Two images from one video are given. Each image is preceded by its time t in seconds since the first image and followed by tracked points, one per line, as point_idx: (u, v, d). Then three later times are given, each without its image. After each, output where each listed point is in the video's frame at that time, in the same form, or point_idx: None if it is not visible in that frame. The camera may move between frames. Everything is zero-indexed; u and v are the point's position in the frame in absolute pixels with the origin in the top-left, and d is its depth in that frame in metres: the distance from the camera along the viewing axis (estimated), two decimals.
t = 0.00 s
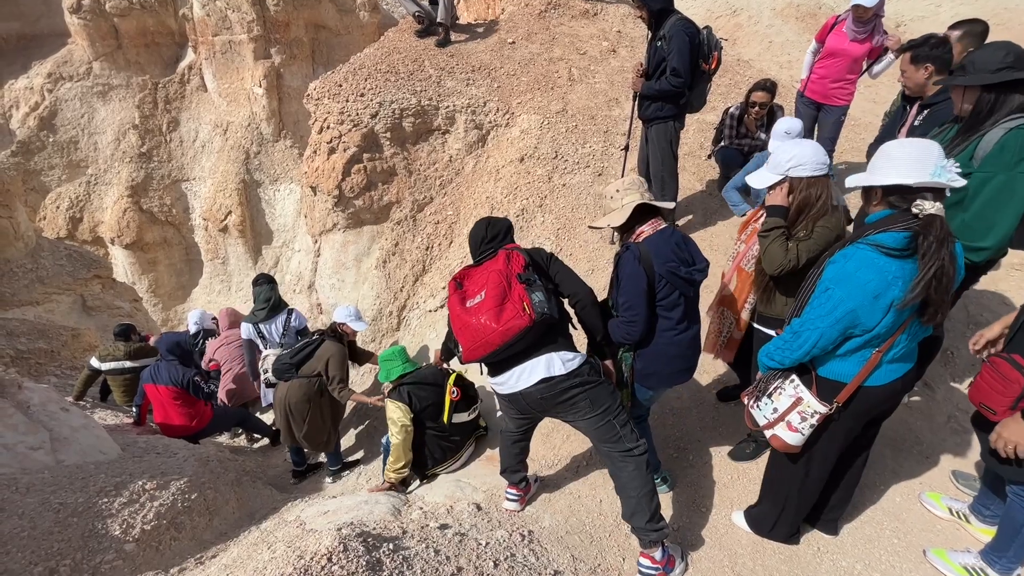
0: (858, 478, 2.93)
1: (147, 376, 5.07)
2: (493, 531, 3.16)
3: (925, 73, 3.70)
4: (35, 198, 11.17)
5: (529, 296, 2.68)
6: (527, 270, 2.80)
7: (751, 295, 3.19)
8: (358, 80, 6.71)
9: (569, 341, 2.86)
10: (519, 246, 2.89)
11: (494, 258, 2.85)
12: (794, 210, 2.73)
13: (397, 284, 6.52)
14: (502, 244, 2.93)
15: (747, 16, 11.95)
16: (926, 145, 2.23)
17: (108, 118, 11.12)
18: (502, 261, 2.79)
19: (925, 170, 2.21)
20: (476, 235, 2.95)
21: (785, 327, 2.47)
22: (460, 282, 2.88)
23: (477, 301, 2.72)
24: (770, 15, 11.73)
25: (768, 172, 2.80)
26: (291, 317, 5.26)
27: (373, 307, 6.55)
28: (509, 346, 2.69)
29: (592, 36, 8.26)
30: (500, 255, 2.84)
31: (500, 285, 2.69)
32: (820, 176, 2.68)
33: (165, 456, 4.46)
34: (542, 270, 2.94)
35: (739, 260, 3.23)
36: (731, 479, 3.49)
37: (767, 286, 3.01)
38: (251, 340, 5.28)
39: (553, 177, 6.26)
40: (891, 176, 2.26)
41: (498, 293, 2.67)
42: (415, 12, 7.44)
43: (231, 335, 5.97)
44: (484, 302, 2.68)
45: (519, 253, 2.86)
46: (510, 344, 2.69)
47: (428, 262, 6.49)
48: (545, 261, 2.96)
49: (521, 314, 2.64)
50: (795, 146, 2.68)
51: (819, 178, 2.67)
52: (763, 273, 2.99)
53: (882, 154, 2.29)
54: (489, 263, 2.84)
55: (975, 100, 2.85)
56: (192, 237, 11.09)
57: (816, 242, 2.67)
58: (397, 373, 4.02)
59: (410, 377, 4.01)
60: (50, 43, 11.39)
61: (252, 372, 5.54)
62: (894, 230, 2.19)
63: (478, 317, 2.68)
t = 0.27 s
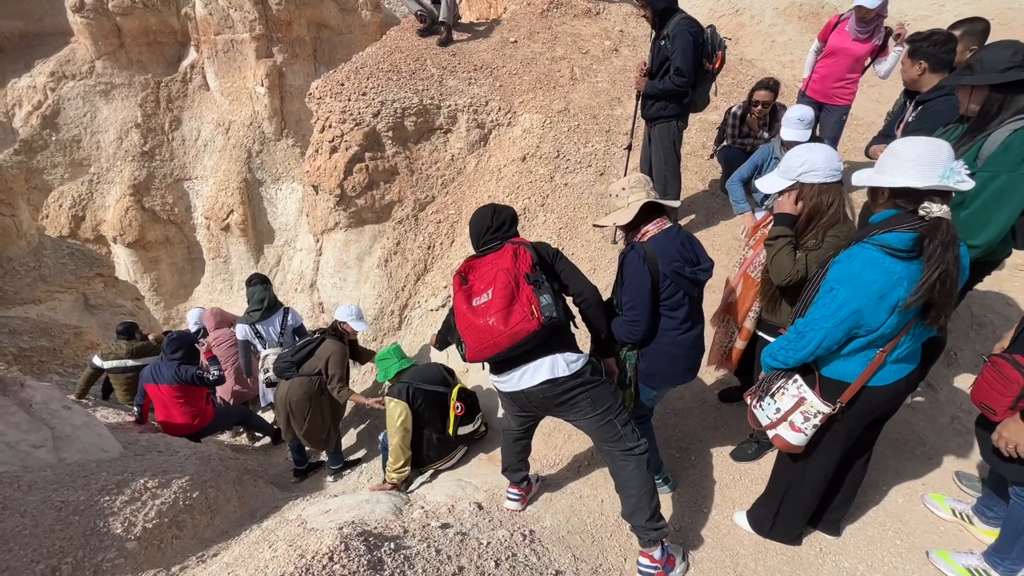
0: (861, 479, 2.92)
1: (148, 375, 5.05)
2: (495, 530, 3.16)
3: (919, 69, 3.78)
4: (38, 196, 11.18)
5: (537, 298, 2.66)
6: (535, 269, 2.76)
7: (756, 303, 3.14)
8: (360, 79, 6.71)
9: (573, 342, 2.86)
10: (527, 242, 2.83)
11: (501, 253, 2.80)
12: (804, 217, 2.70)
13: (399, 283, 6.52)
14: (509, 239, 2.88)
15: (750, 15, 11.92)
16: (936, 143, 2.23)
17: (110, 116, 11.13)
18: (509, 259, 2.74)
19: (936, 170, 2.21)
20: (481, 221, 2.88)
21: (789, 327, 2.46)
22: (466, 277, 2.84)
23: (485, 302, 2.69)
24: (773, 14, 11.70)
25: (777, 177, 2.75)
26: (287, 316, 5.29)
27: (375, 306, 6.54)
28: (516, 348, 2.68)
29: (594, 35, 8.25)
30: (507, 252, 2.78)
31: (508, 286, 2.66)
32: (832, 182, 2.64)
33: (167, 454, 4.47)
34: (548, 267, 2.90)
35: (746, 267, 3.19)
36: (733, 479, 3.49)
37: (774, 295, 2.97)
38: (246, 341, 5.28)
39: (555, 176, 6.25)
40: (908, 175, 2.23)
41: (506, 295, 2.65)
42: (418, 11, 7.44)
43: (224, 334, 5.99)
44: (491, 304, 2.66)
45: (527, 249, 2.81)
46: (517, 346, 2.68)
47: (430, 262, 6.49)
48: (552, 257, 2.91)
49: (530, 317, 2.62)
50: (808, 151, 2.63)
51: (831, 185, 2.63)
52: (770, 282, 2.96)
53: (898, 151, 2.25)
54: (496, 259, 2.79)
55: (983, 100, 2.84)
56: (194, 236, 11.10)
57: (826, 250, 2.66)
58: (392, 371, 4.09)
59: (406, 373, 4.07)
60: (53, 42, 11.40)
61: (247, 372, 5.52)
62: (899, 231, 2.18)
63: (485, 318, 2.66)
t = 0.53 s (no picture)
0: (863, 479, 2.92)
1: (149, 375, 5.01)
2: (496, 530, 3.16)
3: (920, 65, 3.76)
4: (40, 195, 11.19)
5: (537, 307, 2.62)
6: (537, 271, 2.68)
7: (755, 307, 3.12)
8: (362, 79, 6.71)
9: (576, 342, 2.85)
10: (530, 237, 2.72)
11: (502, 250, 2.71)
12: (808, 221, 2.69)
13: (401, 283, 6.52)
14: (512, 231, 2.77)
15: (753, 15, 11.91)
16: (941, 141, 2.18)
17: (113, 116, 11.15)
18: (512, 260, 2.66)
19: (948, 168, 2.16)
20: (487, 196, 2.79)
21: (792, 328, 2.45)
22: (467, 272, 2.77)
23: (485, 306, 2.65)
24: (775, 14, 11.68)
25: (777, 179, 2.74)
26: (284, 315, 5.36)
27: (376, 305, 6.53)
28: (514, 356, 2.69)
29: (596, 34, 8.24)
30: (510, 249, 2.69)
31: (509, 294, 2.61)
32: (832, 186, 2.64)
33: (169, 453, 4.47)
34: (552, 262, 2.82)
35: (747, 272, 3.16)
36: (735, 480, 3.48)
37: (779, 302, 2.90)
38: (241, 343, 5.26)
39: (557, 176, 6.25)
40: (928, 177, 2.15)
41: (507, 303, 2.61)
42: (420, 11, 7.44)
43: (219, 334, 6.11)
44: (492, 311, 2.63)
45: (530, 246, 2.70)
46: (515, 354, 2.70)
47: (432, 261, 6.49)
48: (557, 250, 2.81)
49: (530, 327, 2.61)
50: (809, 153, 2.62)
51: (831, 189, 2.63)
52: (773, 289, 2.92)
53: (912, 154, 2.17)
54: (498, 256, 2.71)
55: (991, 101, 2.82)
56: (196, 235, 11.12)
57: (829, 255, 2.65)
58: (400, 365, 4.02)
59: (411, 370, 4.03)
60: (56, 41, 11.43)
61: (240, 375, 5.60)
62: (906, 230, 2.16)
63: (485, 324, 2.65)
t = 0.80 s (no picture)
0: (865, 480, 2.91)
1: (151, 373, 5.03)
2: (498, 531, 3.15)
3: (926, 62, 3.75)
4: (43, 194, 11.21)
5: (539, 322, 2.56)
6: (542, 282, 2.58)
7: (756, 312, 3.07)
8: (365, 79, 6.71)
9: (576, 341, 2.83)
10: (539, 243, 2.59)
11: (509, 254, 2.59)
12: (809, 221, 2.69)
13: (403, 283, 6.51)
14: (519, 232, 2.63)
15: (755, 15, 11.90)
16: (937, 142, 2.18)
17: (115, 115, 11.17)
18: (517, 270, 2.55)
19: (941, 170, 2.13)
20: (498, 179, 2.69)
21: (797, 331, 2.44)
22: (471, 270, 2.66)
23: (487, 314, 2.58)
24: (777, 14, 11.66)
25: (772, 182, 2.73)
26: (284, 316, 5.37)
27: (378, 305, 6.52)
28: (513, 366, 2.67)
29: (598, 34, 8.23)
30: (516, 255, 2.57)
31: (511, 308, 2.53)
32: (827, 190, 2.62)
33: (171, 453, 4.47)
34: (559, 265, 2.71)
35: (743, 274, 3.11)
36: (737, 481, 3.47)
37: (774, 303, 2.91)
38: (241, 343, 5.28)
39: (559, 176, 6.25)
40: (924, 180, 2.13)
41: (508, 316, 2.54)
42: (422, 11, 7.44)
43: (218, 334, 6.10)
44: (493, 321, 2.56)
45: (537, 253, 2.58)
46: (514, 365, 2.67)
47: (433, 261, 6.49)
48: (565, 251, 2.69)
49: (530, 344, 2.56)
50: (804, 156, 2.59)
51: (824, 193, 2.61)
52: (770, 291, 2.88)
53: (906, 156, 2.17)
54: (504, 259, 2.59)
55: (995, 106, 2.86)
56: (198, 234, 11.14)
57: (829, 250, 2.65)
58: (401, 368, 3.98)
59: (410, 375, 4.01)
60: (59, 41, 11.46)
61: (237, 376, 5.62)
62: (912, 232, 2.15)
63: (485, 333, 2.59)
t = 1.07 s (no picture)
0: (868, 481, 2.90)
1: (153, 373, 5.05)
2: (499, 532, 3.15)
3: (938, 60, 3.75)
4: (46, 194, 11.23)
5: (547, 343, 2.47)
6: (553, 301, 2.44)
7: (750, 316, 3.05)
8: (367, 79, 6.71)
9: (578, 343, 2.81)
10: (553, 258, 2.42)
11: (521, 266, 2.43)
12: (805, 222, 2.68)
13: (405, 283, 6.50)
14: (533, 242, 2.45)
15: (757, 15, 11.89)
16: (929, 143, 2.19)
17: (118, 115, 11.19)
18: (528, 288, 2.40)
19: (936, 176, 2.12)
20: (514, 172, 2.48)
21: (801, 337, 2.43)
22: (480, 276, 2.50)
23: (494, 329, 2.46)
24: (780, 14, 11.66)
25: (765, 181, 2.73)
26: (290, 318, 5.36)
27: (379, 305, 6.51)
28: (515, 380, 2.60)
29: (600, 35, 8.23)
30: (529, 271, 2.41)
31: (519, 329, 2.42)
32: (820, 193, 2.63)
33: (173, 452, 4.48)
34: (573, 277, 2.54)
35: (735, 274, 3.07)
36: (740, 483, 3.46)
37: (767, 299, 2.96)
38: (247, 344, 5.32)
39: (561, 177, 6.25)
40: (929, 190, 2.11)
41: (515, 336, 2.43)
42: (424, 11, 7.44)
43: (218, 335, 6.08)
44: (499, 338, 2.45)
45: (550, 269, 2.42)
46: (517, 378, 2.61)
47: (435, 261, 6.49)
48: (580, 263, 2.51)
49: (536, 365, 2.47)
50: (797, 158, 2.60)
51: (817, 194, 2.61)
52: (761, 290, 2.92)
53: (906, 164, 2.16)
54: (516, 271, 2.43)
55: (1004, 104, 2.83)
56: (200, 234, 11.16)
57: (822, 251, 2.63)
58: (402, 369, 4.03)
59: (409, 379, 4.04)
60: (62, 41, 11.49)
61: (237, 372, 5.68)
62: (916, 237, 2.15)
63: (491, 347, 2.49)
